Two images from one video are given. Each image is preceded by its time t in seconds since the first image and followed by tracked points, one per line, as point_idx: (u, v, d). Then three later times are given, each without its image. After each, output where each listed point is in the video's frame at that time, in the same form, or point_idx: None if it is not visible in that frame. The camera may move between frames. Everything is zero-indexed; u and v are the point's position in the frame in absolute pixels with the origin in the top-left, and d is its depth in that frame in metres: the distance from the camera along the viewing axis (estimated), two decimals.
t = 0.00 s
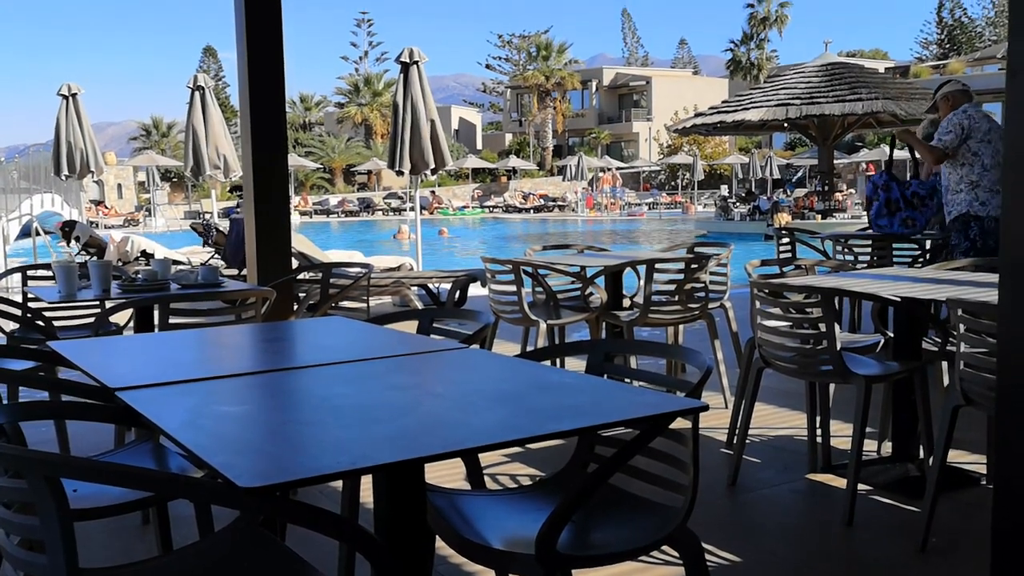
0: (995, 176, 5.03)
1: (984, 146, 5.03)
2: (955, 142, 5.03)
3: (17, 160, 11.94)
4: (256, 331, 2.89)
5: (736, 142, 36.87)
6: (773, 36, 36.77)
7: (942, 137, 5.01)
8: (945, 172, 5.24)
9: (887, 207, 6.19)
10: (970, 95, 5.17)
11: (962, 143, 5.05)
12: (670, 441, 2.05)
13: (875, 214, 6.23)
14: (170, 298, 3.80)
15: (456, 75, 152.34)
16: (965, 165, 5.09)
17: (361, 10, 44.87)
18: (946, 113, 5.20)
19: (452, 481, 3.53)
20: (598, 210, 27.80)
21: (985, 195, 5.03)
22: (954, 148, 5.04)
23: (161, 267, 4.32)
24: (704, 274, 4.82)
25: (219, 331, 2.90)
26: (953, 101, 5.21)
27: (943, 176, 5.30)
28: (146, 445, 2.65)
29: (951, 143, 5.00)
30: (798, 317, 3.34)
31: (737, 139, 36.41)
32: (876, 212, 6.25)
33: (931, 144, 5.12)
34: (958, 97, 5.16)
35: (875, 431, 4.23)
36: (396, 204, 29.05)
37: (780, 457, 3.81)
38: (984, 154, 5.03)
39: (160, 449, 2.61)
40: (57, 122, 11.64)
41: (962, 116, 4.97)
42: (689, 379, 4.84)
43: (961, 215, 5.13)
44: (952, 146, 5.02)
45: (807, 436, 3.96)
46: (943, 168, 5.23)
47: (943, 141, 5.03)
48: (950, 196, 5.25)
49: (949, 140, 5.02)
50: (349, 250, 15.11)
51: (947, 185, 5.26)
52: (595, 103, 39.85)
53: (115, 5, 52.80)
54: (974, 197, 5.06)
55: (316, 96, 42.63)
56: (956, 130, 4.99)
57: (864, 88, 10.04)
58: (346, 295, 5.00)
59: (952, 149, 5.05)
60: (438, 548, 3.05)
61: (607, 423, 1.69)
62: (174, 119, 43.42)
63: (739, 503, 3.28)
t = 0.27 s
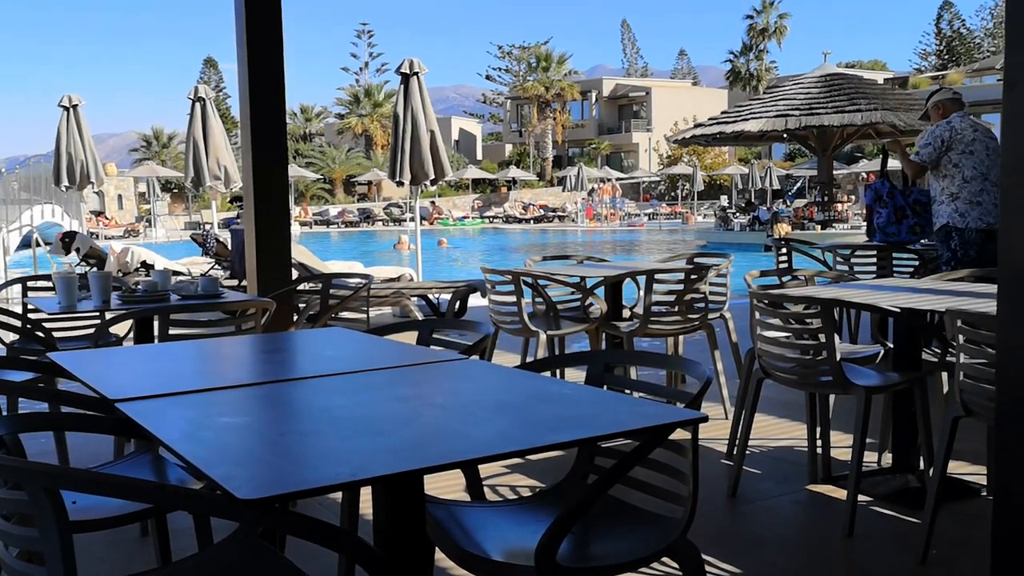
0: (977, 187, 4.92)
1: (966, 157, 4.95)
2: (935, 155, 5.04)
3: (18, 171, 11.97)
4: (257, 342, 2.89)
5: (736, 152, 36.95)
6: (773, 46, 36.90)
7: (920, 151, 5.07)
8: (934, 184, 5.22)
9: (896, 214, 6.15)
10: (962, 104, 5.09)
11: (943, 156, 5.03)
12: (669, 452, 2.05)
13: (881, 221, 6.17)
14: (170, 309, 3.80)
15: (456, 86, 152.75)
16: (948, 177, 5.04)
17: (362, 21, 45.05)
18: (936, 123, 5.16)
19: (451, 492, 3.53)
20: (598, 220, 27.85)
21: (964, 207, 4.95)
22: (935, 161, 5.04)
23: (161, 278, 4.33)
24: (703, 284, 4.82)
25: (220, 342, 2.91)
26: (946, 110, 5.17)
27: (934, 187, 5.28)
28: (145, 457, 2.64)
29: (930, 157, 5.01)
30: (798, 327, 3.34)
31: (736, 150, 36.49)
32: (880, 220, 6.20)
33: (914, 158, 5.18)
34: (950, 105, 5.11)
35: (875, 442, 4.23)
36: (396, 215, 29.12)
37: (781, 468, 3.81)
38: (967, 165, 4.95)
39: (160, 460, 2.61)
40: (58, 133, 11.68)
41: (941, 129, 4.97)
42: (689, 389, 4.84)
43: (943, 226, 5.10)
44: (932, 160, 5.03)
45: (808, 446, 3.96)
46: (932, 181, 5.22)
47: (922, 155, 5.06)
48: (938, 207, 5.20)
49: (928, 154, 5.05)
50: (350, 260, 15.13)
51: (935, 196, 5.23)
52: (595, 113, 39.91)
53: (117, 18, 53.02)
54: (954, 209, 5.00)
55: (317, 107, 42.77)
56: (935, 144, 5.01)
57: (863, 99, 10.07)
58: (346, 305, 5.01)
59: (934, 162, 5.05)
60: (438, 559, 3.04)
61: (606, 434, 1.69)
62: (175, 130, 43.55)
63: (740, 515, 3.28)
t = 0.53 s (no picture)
0: (965, 204, 4.99)
1: (956, 172, 4.94)
2: (926, 171, 5.04)
3: (17, 186, 11.97)
4: (255, 357, 2.88)
5: (734, 168, 37.06)
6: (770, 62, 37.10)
7: (909, 167, 5.07)
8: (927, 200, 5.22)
9: (888, 229, 6.34)
10: (957, 118, 5.06)
11: (934, 171, 5.03)
12: (669, 468, 2.04)
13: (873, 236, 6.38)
14: (168, 324, 3.79)
15: (454, 102, 153.23)
16: (938, 193, 5.08)
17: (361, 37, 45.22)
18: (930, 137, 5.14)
19: (450, 507, 3.51)
20: (596, 235, 27.88)
21: (952, 223, 5.01)
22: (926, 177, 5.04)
23: (159, 293, 4.33)
24: (702, 299, 4.81)
25: (218, 357, 2.90)
26: (941, 124, 5.14)
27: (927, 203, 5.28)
28: (143, 472, 2.63)
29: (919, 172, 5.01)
30: (797, 342, 3.33)
31: (735, 165, 36.57)
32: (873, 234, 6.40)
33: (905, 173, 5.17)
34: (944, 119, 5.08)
35: (875, 456, 4.22)
36: (395, 230, 29.14)
37: (781, 484, 3.80)
38: (956, 181, 4.95)
39: (158, 476, 2.60)
40: (57, 148, 11.69)
41: (931, 145, 4.97)
42: (688, 405, 4.84)
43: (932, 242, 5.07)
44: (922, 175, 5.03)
45: (806, 461, 3.95)
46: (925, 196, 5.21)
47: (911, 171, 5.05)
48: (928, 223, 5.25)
49: (918, 169, 5.05)
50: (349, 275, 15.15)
51: (927, 212, 5.24)
52: (594, 128, 39.95)
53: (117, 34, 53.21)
54: (943, 224, 5.07)
55: (316, 123, 42.89)
56: (924, 159, 5.01)
57: (861, 115, 10.11)
58: (345, 320, 5.00)
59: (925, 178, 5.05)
60: None
61: (606, 449, 1.68)
62: (174, 146, 43.63)
63: (739, 530, 3.27)
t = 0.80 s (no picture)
0: (961, 217, 4.94)
1: (952, 185, 4.95)
2: (924, 184, 5.04)
3: (18, 198, 12.00)
4: (256, 369, 2.89)
5: (734, 180, 37.12)
6: (769, 75, 37.22)
7: (908, 180, 5.08)
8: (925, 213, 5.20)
9: (872, 246, 5.95)
10: (955, 130, 5.10)
11: (932, 184, 5.03)
12: (669, 479, 2.04)
13: (857, 253, 6.01)
14: (168, 336, 3.79)
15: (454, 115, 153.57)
16: (935, 206, 5.07)
17: (361, 50, 45.38)
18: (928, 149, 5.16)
19: (451, 519, 3.51)
20: (596, 247, 27.89)
21: (948, 235, 4.97)
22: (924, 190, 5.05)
23: (160, 305, 4.33)
24: (702, 311, 4.82)
25: (218, 369, 2.90)
26: (939, 136, 5.17)
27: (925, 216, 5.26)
28: (143, 484, 2.63)
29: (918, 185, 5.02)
30: (797, 353, 3.34)
31: (734, 177, 36.63)
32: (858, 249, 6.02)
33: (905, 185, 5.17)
34: (942, 132, 5.11)
35: (875, 469, 4.21)
36: (395, 242, 29.17)
37: (781, 496, 3.80)
38: (952, 195, 4.96)
39: (158, 489, 2.59)
40: (58, 161, 11.71)
41: (929, 158, 4.99)
42: (689, 417, 4.83)
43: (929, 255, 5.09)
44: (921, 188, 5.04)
45: (807, 473, 3.95)
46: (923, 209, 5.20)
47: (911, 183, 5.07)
48: (926, 235, 5.21)
49: (916, 183, 5.05)
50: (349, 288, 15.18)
51: (925, 225, 5.22)
52: (593, 140, 40.00)
53: (118, 47, 53.41)
54: (939, 237, 5.03)
55: (316, 135, 43.01)
56: (923, 172, 5.02)
57: (860, 127, 10.14)
58: (345, 332, 5.00)
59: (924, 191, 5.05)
60: None
61: (606, 461, 1.69)
62: (175, 158, 43.73)
63: (740, 542, 3.27)
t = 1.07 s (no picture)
0: (961, 229, 4.95)
1: (952, 198, 4.95)
2: (924, 199, 5.03)
3: (18, 211, 12.02)
4: (255, 382, 2.89)
5: (733, 193, 37.15)
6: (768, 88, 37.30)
7: (911, 196, 5.02)
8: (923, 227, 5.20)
9: (866, 267, 5.87)
10: (952, 144, 5.08)
11: (931, 198, 5.02)
12: (670, 491, 2.03)
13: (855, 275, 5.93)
14: (167, 349, 3.79)
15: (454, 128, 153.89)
16: (934, 220, 5.07)
17: (361, 64, 45.50)
18: (926, 163, 5.14)
19: (451, 533, 3.49)
20: (595, 260, 27.89)
21: (949, 249, 4.98)
22: (923, 204, 5.04)
23: (159, 318, 4.33)
24: (701, 324, 4.81)
25: (217, 382, 2.90)
26: (935, 150, 5.15)
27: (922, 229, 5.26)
28: (142, 498, 2.62)
29: (919, 200, 5.00)
30: (796, 366, 3.34)
31: (734, 190, 36.66)
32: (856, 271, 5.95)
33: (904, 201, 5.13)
34: (940, 145, 5.09)
35: (875, 482, 4.20)
36: (394, 255, 29.18)
37: (781, 509, 3.79)
38: (951, 208, 4.97)
39: (157, 502, 2.59)
40: (58, 174, 11.73)
41: (929, 172, 4.97)
42: (688, 430, 4.83)
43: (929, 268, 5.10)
44: (922, 203, 5.03)
45: (806, 486, 3.95)
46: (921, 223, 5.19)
47: (911, 199, 5.05)
48: (925, 247, 5.21)
49: (917, 198, 5.03)
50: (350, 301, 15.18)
51: (923, 238, 5.22)
52: (592, 154, 40.04)
53: (118, 61, 53.57)
54: (939, 251, 5.03)
55: (316, 148, 43.11)
56: (924, 186, 5.00)
57: (859, 140, 10.17)
58: (344, 345, 5.00)
59: (923, 205, 5.04)
60: None
61: (605, 473, 1.68)
62: (175, 171, 43.80)
63: (740, 555, 3.26)
